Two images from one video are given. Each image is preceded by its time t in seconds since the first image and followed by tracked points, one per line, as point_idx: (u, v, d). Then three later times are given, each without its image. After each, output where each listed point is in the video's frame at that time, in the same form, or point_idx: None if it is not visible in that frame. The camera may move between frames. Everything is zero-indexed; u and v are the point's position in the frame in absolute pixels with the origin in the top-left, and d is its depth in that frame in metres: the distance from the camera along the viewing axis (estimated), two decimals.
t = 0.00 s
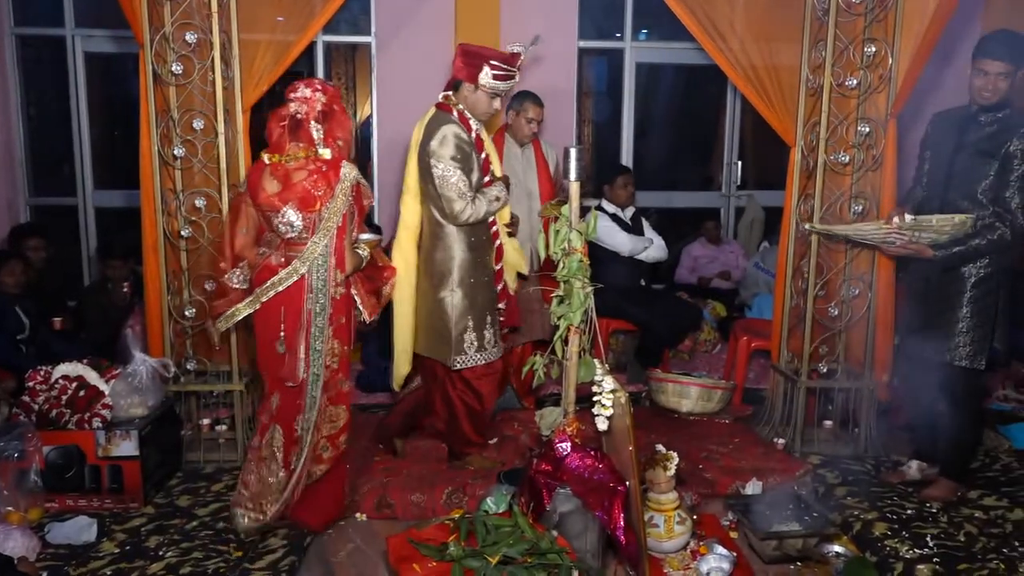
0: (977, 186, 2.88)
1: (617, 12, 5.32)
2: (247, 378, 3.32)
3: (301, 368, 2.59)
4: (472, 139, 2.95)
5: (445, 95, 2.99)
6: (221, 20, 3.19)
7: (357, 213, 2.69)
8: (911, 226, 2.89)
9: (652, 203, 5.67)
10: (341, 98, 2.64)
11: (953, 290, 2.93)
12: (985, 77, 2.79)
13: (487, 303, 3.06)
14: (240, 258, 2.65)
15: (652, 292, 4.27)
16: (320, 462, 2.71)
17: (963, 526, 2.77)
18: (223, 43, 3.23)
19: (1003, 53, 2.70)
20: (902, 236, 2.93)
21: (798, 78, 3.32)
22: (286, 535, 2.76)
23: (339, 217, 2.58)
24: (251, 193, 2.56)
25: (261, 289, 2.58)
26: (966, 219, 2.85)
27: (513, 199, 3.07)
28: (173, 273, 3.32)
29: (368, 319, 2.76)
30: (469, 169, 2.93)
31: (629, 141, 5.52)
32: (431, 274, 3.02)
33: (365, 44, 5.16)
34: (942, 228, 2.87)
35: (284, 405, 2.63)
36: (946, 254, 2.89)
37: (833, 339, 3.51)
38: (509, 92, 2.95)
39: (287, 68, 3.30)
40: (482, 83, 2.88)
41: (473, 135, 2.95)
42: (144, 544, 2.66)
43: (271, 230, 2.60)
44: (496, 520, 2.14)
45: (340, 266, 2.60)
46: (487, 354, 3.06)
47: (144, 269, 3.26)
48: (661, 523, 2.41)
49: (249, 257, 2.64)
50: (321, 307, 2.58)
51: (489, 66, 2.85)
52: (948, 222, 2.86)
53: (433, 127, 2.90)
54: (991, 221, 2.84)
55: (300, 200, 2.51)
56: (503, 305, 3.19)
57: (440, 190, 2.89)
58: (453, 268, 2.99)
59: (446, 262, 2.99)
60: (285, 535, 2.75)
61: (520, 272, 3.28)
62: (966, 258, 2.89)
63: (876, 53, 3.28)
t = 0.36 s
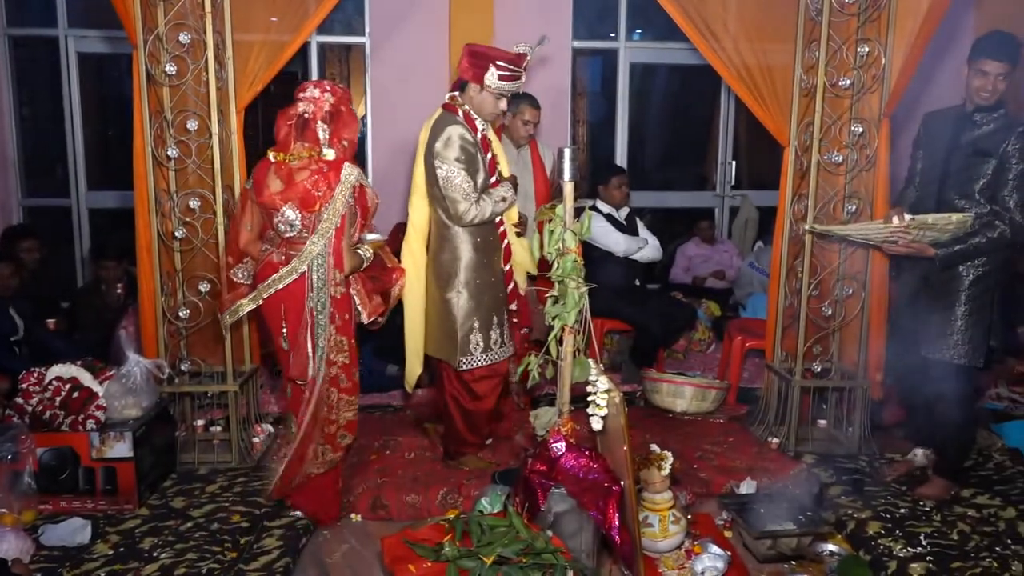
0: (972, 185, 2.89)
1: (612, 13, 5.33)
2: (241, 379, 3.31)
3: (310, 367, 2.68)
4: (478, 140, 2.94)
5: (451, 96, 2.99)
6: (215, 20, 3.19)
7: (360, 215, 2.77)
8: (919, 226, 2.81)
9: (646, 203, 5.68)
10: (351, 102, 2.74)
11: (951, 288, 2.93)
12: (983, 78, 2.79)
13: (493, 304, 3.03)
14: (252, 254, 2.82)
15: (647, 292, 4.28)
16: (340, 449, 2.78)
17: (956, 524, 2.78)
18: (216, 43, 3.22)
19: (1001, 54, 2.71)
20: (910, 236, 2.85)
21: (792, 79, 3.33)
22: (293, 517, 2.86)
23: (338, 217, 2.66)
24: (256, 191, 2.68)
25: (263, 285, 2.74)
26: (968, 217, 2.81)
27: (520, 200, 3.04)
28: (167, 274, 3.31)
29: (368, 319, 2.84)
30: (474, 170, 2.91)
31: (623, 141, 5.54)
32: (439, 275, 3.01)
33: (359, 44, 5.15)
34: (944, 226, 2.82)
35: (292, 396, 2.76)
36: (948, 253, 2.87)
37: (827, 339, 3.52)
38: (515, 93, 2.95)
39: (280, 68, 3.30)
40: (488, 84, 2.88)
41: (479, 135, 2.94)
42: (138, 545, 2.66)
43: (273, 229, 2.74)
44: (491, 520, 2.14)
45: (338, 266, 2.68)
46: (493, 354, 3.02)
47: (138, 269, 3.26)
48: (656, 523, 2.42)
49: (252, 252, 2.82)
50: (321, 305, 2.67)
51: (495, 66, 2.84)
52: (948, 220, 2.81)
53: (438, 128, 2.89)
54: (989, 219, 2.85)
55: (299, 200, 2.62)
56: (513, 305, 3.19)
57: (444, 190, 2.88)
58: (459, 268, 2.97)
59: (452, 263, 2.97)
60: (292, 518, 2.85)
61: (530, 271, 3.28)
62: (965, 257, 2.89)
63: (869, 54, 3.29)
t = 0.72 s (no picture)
0: (964, 182, 2.91)
1: (607, 13, 5.33)
2: (238, 381, 3.30)
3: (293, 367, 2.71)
4: (482, 142, 2.94)
5: (458, 97, 3.00)
6: (210, 22, 3.19)
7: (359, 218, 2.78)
8: (925, 222, 2.70)
9: (643, 203, 5.69)
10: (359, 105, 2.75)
11: (946, 285, 2.94)
12: (982, 76, 2.80)
13: (498, 305, 3.02)
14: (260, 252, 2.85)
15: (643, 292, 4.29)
16: (326, 452, 2.79)
17: (952, 522, 2.79)
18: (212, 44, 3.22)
19: (995, 52, 2.73)
20: (913, 231, 2.73)
21: (787, 78, 3.34)
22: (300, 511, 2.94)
23: (338, 219, 2.68)
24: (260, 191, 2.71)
25: (264, 284, 2.78)
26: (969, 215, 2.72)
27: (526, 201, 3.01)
28: (164, 276, 3.31)
29: (366, 322, 2.83)
30: (478, 171, 2.91)
31: (619, 141, 5.54)
32: (443, 275, 3.03)
33: (355, 45, 5.15)
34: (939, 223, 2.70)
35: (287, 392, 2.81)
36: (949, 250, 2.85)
37: (823, 338, 3.53)
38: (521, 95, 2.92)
39: (276, 70, 3.30)
40: (493, 85, 2.86)
41: (484, 137, 2.95)
42: (135, 547, 2.65)
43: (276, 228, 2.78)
44: (489, 521, 2.15)
45: (335, 268, 2.69)
46: (497, 355, 3.02)
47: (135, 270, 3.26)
48: (654, 522, 2.42)
49: (256, 251, 2.83)
50: (313, 305, 2.70)
51: (500, 67, 2.81)
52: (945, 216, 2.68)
53: (442, 129, 2.90)
54: (985, 216, 2.85)
55: (300, 200, 2.64)
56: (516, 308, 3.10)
57: (446, 191, 2.89)
58: (463, 269, 2.97)
59: (456, 264, 2.98)
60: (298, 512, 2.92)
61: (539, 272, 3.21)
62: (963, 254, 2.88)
63: (864, 53, 3.30)
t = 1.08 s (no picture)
0: (954, 180, 2.94)
1: (602, 12, 5.34)
2: (234, 381, 3.30)
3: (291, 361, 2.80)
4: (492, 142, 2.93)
5: (471, 98, 2.99)
6: (205, 22, 3.19)
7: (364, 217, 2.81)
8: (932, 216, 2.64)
9: (639, 202, 5.69)
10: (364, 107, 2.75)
11: (935, 280, 2.97)
12: (971, 73, 2.83)
13: (503, 304, 3.02)
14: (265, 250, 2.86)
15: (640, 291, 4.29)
16: (306, 458, 2.82)
17: (949, 519, 2.80)
18: (207, 44, 3.22)
19: (983, 49, 2.75)
20: (920, 224, 2.67)
21: (782, 76, 3.34)
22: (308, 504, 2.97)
23: (338, 219, 2.69)
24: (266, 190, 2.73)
25: (275, 282, 2.78)
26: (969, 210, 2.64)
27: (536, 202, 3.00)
28: (159, 275, 3.31)
29: (375, 319, 2.90)
30: (486, 170, 2.91)
31: (616, 140, 5.54)
32: (450, 274, 3.04)
33: (351, 45, 5.15)
34: (942, 219, 2.64)
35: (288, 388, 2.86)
36: (949, 244, 2.91)
37: (819, 336, 3.54)
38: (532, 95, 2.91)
39: (271, 69, 3.30)
40: (502, 85, 2.84)
41: (494, 136, 2.93)
42: (132, 548, 2.65)
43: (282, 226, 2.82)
44: (486, 519, 2.15)
45: (334, 267, 2.72)
46: (501, 354, 3.02)
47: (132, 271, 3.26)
48: (651, 520, 2.42)
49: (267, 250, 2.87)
50: (312, 302, 2.73)
51: (509, 68, 2.80)
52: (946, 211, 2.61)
53: (452, 129, 2.92)
54: (980, 211, 2.90)
55: (302, 200, 2.66)
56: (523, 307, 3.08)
57: (453, 190, 2.90)
58: (470, 268, 2.98)
59: (462, 263, 2.99)
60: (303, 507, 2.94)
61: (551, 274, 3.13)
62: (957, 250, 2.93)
63: (858, 51, 3.31)
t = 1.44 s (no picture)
0: (948, 179, 2.97)
1: (598, 12, 5.35)
2: (230, 383, 3.29)
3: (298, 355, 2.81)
4: (509, 143, 2.92)
5: (490, 99, 2.98)
6: (201, 23, 3.18)
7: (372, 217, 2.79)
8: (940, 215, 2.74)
9: (635, 202, 5.69)
10: (373, 111, 2.77)
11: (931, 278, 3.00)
12: (959, 73, 2.85)
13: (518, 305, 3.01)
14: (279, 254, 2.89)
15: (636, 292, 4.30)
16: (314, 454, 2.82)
17: (945, 518, 2.80)
18: (202, 45, 3.21)
19: (969, 49, 2.77)
20: (930, 224, 2.75)
21: (777, 76, 3.35)
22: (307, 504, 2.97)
23: (340, 218, 2.68)
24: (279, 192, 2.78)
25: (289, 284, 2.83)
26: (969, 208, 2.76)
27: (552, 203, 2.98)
28: (155, 277, 3.30)
29: (388, 318, 2.87)
30: (503, 170, 2.90)
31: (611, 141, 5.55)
32: (467, 273, 3.05)
33: (346, 46, 5.15)
34: (949, 218, 2.75)
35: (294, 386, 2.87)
36: (949, 241, 2.93)
37: (814, 335, 3.54)
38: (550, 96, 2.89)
39: (267, 71, 3.30)
40: (519, 86, 2.83)
41: (511, 137, 2.91)
42: (128, 550, 2.65)
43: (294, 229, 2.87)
44: (483, 520, 2.15)
45: (336, 265, 2.71)
46: (515, 354, 3.01)
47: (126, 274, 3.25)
48: (647, 521, 2.43)
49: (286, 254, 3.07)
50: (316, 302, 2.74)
51: (525, 69, 2.80)
52: (953, 210, 2.73)
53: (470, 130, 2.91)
54: (977, 208, 2.95)
55: (304, 201, 2.69)
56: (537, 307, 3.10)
57: (469, 190, 2.89)
58: (485, 266, 2.98)
59: (478, 262, 3.00)
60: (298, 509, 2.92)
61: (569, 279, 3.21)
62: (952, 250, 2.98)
63: (854, 51, 3.30)
